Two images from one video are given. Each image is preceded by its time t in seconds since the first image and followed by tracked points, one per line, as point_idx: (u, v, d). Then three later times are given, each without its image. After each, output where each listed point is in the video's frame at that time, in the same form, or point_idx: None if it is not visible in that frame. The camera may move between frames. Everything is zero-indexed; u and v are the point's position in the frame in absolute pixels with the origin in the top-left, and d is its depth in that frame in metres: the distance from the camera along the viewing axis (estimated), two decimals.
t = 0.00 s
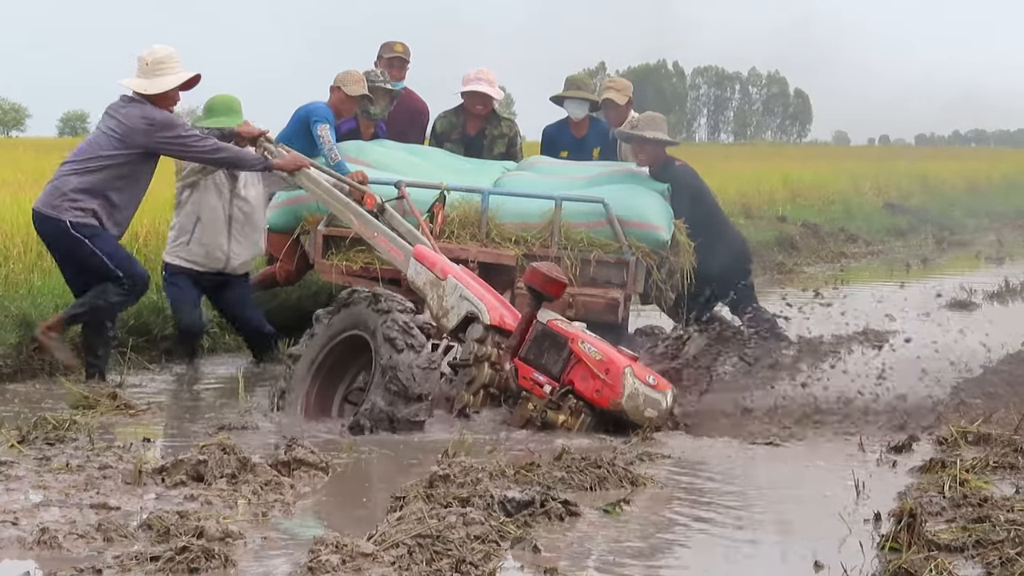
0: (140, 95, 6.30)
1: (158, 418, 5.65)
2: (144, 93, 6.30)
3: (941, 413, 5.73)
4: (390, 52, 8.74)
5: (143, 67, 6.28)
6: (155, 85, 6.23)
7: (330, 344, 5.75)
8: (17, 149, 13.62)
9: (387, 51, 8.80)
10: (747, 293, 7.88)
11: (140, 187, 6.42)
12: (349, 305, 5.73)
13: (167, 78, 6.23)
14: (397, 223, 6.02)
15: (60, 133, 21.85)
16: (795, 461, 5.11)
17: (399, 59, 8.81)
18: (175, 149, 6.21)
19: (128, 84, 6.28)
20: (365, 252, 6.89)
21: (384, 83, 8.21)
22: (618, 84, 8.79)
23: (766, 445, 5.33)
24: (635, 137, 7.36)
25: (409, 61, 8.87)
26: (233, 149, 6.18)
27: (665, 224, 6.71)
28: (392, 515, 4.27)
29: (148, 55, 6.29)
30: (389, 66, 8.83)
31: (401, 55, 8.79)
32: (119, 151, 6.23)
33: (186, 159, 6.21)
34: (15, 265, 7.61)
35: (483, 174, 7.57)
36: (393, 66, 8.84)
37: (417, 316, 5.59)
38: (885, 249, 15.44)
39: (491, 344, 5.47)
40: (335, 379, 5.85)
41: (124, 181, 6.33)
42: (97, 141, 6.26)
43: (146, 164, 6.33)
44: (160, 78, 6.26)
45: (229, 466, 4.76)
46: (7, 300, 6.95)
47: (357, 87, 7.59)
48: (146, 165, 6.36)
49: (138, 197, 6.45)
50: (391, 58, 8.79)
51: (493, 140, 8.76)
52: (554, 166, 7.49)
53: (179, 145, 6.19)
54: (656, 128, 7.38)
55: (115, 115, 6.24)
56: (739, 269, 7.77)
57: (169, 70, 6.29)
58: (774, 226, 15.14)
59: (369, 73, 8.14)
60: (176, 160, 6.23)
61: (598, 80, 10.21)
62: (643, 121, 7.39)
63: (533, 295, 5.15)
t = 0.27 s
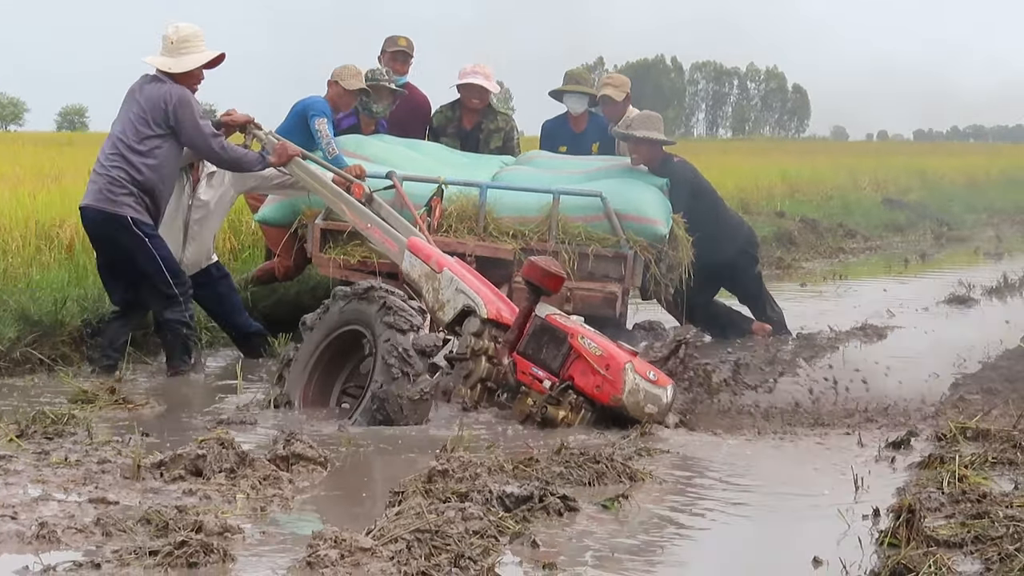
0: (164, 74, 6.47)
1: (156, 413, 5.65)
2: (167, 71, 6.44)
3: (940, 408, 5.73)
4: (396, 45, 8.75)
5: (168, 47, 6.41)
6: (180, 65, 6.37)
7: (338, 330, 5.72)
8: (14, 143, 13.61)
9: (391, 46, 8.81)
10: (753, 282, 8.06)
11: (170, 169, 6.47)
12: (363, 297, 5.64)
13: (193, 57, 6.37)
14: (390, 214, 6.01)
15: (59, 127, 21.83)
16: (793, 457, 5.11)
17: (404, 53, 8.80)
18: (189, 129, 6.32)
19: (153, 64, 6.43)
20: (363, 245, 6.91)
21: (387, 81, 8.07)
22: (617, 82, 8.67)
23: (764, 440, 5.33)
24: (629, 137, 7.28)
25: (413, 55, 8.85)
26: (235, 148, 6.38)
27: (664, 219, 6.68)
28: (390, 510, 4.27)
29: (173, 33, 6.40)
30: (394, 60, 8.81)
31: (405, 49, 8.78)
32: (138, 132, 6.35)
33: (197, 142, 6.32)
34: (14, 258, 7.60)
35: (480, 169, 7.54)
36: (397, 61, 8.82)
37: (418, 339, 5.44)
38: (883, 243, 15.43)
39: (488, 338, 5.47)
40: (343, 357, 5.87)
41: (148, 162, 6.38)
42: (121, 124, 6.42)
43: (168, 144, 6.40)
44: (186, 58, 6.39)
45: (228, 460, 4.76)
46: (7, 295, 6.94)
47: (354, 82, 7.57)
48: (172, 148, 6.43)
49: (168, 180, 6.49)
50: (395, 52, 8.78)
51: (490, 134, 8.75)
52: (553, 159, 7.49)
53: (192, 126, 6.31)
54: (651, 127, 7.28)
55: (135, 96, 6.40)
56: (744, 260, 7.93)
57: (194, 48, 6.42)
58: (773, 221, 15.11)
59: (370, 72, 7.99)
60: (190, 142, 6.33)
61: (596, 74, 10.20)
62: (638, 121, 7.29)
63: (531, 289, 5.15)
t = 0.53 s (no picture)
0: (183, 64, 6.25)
1: (158, 409, 5.66)
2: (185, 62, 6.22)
3: (940, 404, 5.72)
4: (398, 41, 8.73)
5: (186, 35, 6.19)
6: (197, 55, 6.15)
7: (347, 324, 5.71)
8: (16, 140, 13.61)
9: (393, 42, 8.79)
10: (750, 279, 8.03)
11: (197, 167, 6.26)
12: (375, 299, 5.62)
13: (211, 47, 6.14)
14: (395, 212, 6.00)
15: (60, 125, 21.83)
16: (795, 453, 5.11)
17: (405, 50, 8.79)
18: (208, 126, 6.10)
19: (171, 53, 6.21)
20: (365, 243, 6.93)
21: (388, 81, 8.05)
22: (615, 79, 8.81)
23: (765, 436, 5.33)
24: (631, 130, 7.33)
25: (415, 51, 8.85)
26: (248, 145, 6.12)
27: (666, 216, 6.72)
28: (392, 506, 4.27)
29: (191, 22, 6.17)
30: (394, 56, 8.81)
31: (407, 45, 8.77)
32: (159, 130, 6.15)
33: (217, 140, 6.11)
34: (16, 255, 7.61)
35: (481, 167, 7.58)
36: (397, 57, 8.82)
37: (418, 358, 5.39)
38: (885, 240, 15.40)
39: (491, 334, 5.48)
40: (348, 351, 5.87)
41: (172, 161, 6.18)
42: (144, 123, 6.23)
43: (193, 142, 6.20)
44: (204, 47, 6.16)
45: (229, 456, 4.76)
46: (8, 291, 6.94)
47: (356, 76, 7.68)
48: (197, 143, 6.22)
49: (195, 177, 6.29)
50: (396, 48, 8.78)
51: (490, 131, 8.75)
52: (553, 156, 7.49)
53: (211, 123, 6.09)
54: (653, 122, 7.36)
55: (154, 93, 6.20)
56: (742, 257, 7.89)
57: (212, 37, 6.18)
58: (775, 217, 15.08)
59: (370, 72, 7.96)
60: (210, 140, 6.11)
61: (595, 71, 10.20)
62: (641, 116, 7.37)
63: (534, 286, 5.15)
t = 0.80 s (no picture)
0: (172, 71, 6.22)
1: (160, 407, 5.66)
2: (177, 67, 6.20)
3: (943, 402, 5.72)
4: (401, 40, 8.70)
5: (176, 40, 6.18)
6: (187, 59, 6.13)
7: (355, 322, 5.68)
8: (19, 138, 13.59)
9: (396, 40, 8.76)
10: (760, 274, 8.07)
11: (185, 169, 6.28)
12: (384, 307, 5.54)
13: (200, 51, 6.13)
14: (403, 212, 5.98)
15: (61, 121, 21.83)
16: (799, 452, 5.11)
17: (409, 49, 8.79)
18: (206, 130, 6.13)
19: (161, 58, 6.20)
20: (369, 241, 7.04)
21: (392, 87, 8.07)
22: (618, 80, 8.61)
23: (769, 435, 5.34)
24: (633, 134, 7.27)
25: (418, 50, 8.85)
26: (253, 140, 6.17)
27: (670, 217, 6.73)
28: (395, 505, 4.27)
29: (182, 27, 6.18)
30: (398, 56, 8.81)
31: (411, 44, 8.77)
32: (154, 133, 6.11)
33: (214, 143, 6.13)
34: (19, 253, 7.60)
35: (485, 166, 7.56)
36: (402, 56, 8.82)
37: (415, 379, 5.35)
38: (887, 238, 15.37)
39: (494, 335, 5.48)
40: (354, 346, 5.86)
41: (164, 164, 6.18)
42: (134, 125, 6.16)
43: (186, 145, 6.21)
44: (194, 51, 6.15)
45: (232, 454, 4.76)
46: (11, 289, 6.94)
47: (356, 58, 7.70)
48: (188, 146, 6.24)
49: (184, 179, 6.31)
50: (401, 47, 8.76)
51: (494, 130, 8.74)
52: (558, 157, 7.49)
53: (209, 127, 6.11)
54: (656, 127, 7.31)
55: (146, 95, 6.13)
56: (750, 251, 7.94)
57: (202, 41, 6.18)
58: (777, 213, 15.05)
59: (377, 76, 8.02)
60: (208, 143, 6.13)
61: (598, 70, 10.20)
62: (644, 120, 7.31)
63: (537, 286, 5.14)
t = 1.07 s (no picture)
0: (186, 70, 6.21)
1: (164, 407, 5.66)
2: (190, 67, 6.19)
3: (946, 402, 5.70)
4: (410, 41, 8.53)
5: (191, 40, 6.18)
6: (198, 59, 6.13)
7: (363, 323, 5.66)
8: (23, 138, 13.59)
9: (406, 39, 8.63)
10: (770, 272, 8.09)
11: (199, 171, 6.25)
12: (389, 317, 5.52)
13: (212, 51, 6.12)
14: (410, 214, 5.96)
15: (66, 121, 21.86)
16: (804, 451, 5.10)
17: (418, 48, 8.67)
18: (217, 131, 6.12)
19: (175, 58, 6.19)
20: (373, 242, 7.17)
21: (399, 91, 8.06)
22: (623, 81, 8.65)
23: (773, 434, 5.34)
24: (639, 137, 7.23)
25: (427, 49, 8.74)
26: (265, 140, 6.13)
27: (675, 218, 6.73)
28: (398, 504, 4.27)
29: (195, 26, 6.18)
30: (408, 54, 8.71)
31: (420, 44, 8.62)
32: (165, 133, 6.11)
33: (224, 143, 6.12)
34: (22, 252, 7.61)
35: (490, 168, 7.57)
36: (411, 55, 8.73)
37: (411, 397, 5.37)
38: (890, 238, 15.34)
39: (498, 335, 5.48)
40: (358, 346, 5.87)
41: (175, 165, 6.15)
42: (146, 125, 6.18)
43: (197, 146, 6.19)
44: (207, 51, 6.15)
45: (236, 454, 4.76)
46: (15, 288, 6.94)
47: (352, 48, 7.66)
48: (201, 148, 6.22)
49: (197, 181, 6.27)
50: (410, 47, 8.65)
51: (501, 130, 8.74)
52: (563, 157, 7.48)
53: (219, 125, 6.11)
54: (662, 129, 7.27)
55: (158, 95, 6.14)
56: (760, 249, 7.98)
57: (216, 42, 6.17)
58: (780, 212, 15.02)
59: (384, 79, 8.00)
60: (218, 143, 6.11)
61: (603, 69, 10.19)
62: (649, 121, 7.28)
63: (539, 286, 5.14)
